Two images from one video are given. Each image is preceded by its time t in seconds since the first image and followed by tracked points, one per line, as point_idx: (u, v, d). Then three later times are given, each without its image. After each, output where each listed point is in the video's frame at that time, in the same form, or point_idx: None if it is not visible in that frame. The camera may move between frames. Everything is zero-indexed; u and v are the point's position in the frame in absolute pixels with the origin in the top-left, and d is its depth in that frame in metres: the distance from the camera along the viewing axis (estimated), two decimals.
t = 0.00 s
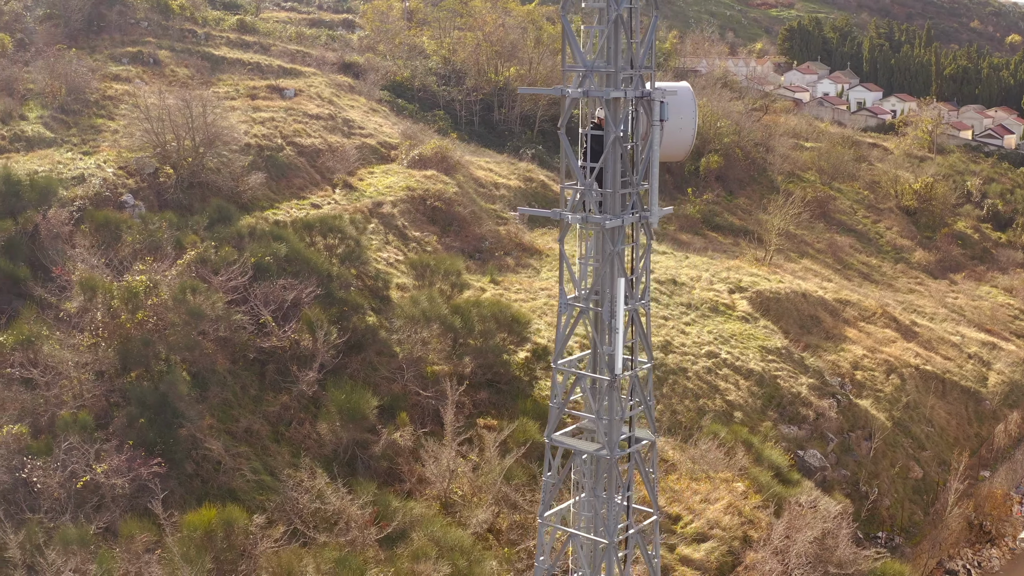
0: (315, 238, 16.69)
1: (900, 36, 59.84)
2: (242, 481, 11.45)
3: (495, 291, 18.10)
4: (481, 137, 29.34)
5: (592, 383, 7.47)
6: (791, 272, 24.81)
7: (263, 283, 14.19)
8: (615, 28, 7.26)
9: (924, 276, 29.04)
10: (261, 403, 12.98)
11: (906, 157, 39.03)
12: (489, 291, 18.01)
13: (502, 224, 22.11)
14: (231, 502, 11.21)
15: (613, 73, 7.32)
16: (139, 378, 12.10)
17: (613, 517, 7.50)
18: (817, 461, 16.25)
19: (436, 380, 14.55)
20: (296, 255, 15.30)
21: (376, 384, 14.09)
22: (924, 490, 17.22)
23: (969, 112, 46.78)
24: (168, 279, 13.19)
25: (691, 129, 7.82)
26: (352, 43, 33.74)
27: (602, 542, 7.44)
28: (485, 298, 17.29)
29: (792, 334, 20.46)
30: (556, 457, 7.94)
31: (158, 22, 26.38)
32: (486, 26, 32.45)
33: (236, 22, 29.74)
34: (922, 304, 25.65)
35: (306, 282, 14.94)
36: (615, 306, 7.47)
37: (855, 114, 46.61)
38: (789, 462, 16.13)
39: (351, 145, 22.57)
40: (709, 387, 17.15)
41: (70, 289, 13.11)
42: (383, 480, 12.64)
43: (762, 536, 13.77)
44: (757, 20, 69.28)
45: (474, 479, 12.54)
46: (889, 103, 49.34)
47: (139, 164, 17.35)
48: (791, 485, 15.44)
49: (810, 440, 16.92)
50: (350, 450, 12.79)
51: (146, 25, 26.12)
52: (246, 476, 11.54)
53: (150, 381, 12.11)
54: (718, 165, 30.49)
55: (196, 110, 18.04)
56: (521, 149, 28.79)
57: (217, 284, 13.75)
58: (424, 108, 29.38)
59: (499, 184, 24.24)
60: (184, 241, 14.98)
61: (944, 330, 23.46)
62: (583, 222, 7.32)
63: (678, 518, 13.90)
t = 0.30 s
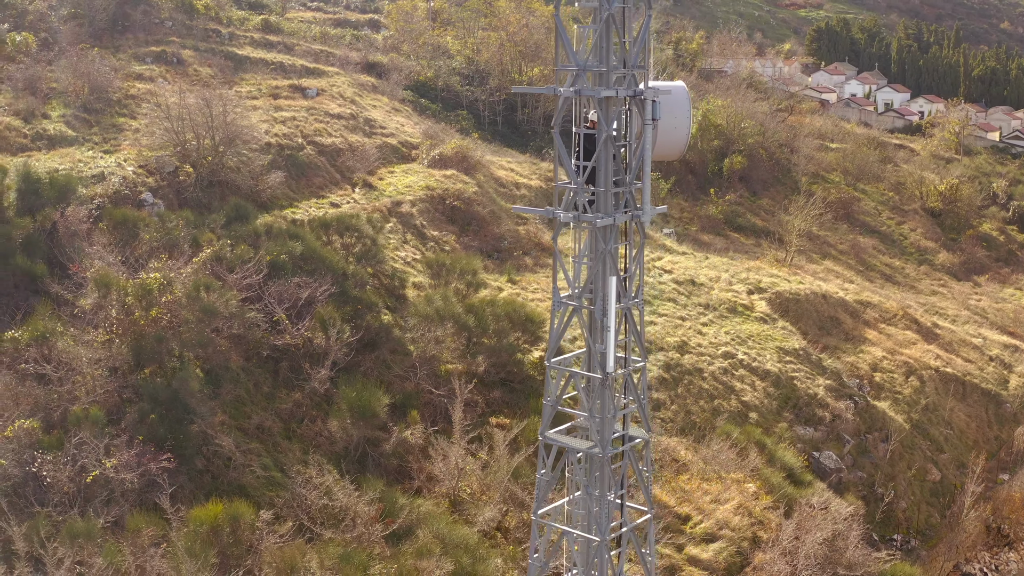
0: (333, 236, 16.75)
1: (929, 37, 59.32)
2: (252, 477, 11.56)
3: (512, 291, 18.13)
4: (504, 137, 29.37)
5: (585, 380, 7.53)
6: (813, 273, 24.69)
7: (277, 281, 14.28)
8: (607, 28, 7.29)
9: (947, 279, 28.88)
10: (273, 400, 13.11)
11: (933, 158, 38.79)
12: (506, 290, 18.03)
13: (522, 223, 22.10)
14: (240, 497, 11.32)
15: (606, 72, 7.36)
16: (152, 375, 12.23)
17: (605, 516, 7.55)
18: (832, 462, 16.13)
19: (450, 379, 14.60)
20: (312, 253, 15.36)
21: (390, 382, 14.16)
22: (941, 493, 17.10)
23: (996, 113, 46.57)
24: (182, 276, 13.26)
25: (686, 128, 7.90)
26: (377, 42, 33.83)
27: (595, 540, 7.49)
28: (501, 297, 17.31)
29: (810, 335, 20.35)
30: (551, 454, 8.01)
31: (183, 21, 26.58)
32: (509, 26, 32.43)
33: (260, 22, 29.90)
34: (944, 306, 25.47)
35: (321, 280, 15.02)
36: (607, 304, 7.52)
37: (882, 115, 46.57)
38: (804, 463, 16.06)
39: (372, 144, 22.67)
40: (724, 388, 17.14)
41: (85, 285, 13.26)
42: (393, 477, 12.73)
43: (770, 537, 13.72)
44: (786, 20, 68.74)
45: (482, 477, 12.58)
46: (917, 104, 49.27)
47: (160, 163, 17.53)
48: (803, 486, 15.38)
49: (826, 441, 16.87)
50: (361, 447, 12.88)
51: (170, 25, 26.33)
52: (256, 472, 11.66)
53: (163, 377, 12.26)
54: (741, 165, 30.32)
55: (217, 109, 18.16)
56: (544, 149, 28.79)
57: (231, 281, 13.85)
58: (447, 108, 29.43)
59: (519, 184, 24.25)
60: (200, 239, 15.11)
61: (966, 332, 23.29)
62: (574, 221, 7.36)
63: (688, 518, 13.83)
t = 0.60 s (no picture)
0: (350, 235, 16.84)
1: (958, 38, 58.74)
2: (262, 473, 11.67)
3: (529, 290, 18.15)
4: (525, 137, 29.40)
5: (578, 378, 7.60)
6: (834, 275, 24.55)
7: (292, 279, 14.38)
8: (598, 27, 7.32)
9: (971, 280, 28.63)
10: (286, 397, 13.22)
11: (959, 160, 38.46)
12: (523, 290, 18.06)
13: (542, 223, 22.11)
14: (250, 493, 11.45)
15: (598, 72, 7.41)
16: (166, 371, 12.38)
17: (596, 513, 7.61)
18: (847, 464, 16.06)
19: (463, 377, 14.66)
20: (327, 251, 15.44)
21: (403, 380, 14.23)
22: (958, 495, 17.02)
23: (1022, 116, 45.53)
24: (196, 274, 13.38)
25: (679, 127, 7.91)
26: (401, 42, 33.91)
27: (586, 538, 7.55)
28: (518, 296, 17.34)
29: (828, 336, 20.23)
30: (545, 452, 8.09)
31: (207, 20, 26.82)
32: (531, 26, 32.43)
33: (284, 22, 30.11)
34: (966, 308, 25.29)
35: (336, 278, 15.11)
36: (600, 302, 7.60)
37: (909, 116, 46.34)
38: (819, 465, 16.00)
39: (393, 143, 22.75)
40: (739, 388, 17.11)
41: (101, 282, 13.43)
42: (403, 475, 12.81)
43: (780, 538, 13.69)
44: (814, 20, 68.28)
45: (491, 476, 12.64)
46: (945, 105, 48.93)
47: (179, 161, 17.71)
48: (815, 487, 15.30)
49: (841, 442, 16.79)
50: (371, 445, 12.97)
51: (194, 24, 26.59)
52: (265, 468, 11.76)
53: (176, 374, 12.38)
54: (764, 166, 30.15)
55: (237, 109, 18.31)
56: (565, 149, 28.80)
57: (246, 279, 13.98)
58: (469, 107, 29.48)
59: (539, 183, 24.26)
60: (217, 236, 15.24)
61: (988, 335, 23.10)
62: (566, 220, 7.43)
63: (697, 518, 13.79)
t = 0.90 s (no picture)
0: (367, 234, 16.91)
1: (987, 39, 58.20)
2: (271, 470, 11.78)
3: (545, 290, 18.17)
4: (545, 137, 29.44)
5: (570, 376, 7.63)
6: (855, 276, 24.42)
7: (305, 277, 14.48)
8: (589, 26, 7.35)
9: (994, 282, 28.36)
10: (298, 394, 13.33)
11: (985, 161, 38.11)
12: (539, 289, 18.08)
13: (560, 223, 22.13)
14: (259, 489, 11.56)
15: (590, 72, 7.43)
16: (178, 368, 12.52)
17: (586, 512, 7.67)
18: (862, 465, 15.97)
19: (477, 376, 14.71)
20: (341, 250, 15.52)
21: (415, 379, 14.30)
22: (975, 498, 16.91)
23: None
24: (210, 271, 13.50)
25: (673, 125, 7.95)
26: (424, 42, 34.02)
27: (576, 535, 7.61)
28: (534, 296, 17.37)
29: (845, 338, 20.12)
30: (538, 449, 8.14)
31: (230, 20, 27.12)
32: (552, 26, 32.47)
33: (308, 22, 30.31)
34: (988, 310, 25.10)
35: (350, 276, 15.19)
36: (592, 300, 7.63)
37: (935, 117, 46.10)
38: (833, 466, 15.93)
39: (413, 143, 22.82)
40: (754, 389, 17.08)
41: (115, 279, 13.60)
42: (411, 472, 12.89)
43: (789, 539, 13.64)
44: (842, 21, 67.88)
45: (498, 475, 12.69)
46: (972, 106, 48.60)
47: (198, 160, 17.90)
48: (826, 488, 15.24)
49: (857, 444, 16.72)
50: (381, 442, 13.05)
51: (217, 24, 26.84)
52: (274, 464, 11.88)
53: (188, 370, 12.50)
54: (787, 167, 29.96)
55: (255, 108, 18.45)
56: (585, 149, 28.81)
57: (260, 276, 14.10)
58: (490, 107, 29.55)
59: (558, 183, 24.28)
60: (233, 234, 15.37)
61: (1009, 338, 22.90)
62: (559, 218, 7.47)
63: (705, 518, 13.75)
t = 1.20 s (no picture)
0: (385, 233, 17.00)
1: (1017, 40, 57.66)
2: (279, 466, 11.91)
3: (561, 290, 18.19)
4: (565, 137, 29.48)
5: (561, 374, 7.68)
6: (876, 278, 24.30)
7: (319, 275, 14.59)
8: (580, 26, 7.38)
9: (1017, 285, 28.09)
10: (310, 392, 13.43)
11: (1012, 162, 37.73)
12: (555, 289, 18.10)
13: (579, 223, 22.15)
14: (267, 485, 11.69)
15: (580, 71, 7.48)
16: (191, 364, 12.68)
17: (577, 509, 7.74)
18: (876, 467, 15.89)
19: (489, 374, 14.77)
20: (356, 248, 15.61)
21: (427, 377, 14.38)
22: (991, 501, 16.79)
23: None
24: (223, 269, 13.65)
25: (666, 122, 8.01)
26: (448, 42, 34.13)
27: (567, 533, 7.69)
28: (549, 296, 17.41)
29: (863, 338, 20.01)
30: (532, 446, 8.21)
31: (252, 20, 27.39)
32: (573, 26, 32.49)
33: (331, 22, 30.50)
34: (1010, 313, 24.91)
35: (364, 275, 15.29)
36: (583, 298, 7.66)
37: (962, 118, 45.79)
38: (846, 467, 15.87)
39: (433, 143, 22.87)
40: (769, 390, 17.04)
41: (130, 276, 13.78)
42: (420, 470, 12.98)
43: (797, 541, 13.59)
44: (870, 21, 67.42)
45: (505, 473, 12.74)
46: (1000, 108, 48.22)
47: (217, 159, 18.09)
48: (837, 489, 15.18)
49: (872, 446, 16.65)
50: (391, 440, 13.14)
51: (241, 24, 27.08)
52: (283, 461, 12.00)
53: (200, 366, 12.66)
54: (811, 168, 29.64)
55: (274, 108, 18.60)
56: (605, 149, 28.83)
57: (273, 274, 14.23)
58: (511, 107, 29.60)
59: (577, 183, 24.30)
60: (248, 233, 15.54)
61: None
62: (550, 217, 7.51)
63: (714, 518, 13.71)
